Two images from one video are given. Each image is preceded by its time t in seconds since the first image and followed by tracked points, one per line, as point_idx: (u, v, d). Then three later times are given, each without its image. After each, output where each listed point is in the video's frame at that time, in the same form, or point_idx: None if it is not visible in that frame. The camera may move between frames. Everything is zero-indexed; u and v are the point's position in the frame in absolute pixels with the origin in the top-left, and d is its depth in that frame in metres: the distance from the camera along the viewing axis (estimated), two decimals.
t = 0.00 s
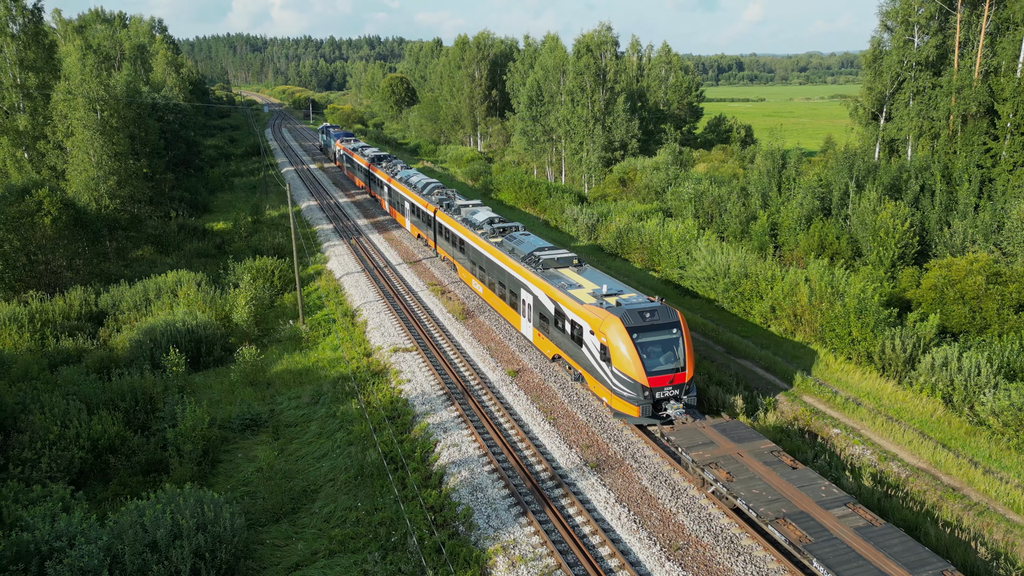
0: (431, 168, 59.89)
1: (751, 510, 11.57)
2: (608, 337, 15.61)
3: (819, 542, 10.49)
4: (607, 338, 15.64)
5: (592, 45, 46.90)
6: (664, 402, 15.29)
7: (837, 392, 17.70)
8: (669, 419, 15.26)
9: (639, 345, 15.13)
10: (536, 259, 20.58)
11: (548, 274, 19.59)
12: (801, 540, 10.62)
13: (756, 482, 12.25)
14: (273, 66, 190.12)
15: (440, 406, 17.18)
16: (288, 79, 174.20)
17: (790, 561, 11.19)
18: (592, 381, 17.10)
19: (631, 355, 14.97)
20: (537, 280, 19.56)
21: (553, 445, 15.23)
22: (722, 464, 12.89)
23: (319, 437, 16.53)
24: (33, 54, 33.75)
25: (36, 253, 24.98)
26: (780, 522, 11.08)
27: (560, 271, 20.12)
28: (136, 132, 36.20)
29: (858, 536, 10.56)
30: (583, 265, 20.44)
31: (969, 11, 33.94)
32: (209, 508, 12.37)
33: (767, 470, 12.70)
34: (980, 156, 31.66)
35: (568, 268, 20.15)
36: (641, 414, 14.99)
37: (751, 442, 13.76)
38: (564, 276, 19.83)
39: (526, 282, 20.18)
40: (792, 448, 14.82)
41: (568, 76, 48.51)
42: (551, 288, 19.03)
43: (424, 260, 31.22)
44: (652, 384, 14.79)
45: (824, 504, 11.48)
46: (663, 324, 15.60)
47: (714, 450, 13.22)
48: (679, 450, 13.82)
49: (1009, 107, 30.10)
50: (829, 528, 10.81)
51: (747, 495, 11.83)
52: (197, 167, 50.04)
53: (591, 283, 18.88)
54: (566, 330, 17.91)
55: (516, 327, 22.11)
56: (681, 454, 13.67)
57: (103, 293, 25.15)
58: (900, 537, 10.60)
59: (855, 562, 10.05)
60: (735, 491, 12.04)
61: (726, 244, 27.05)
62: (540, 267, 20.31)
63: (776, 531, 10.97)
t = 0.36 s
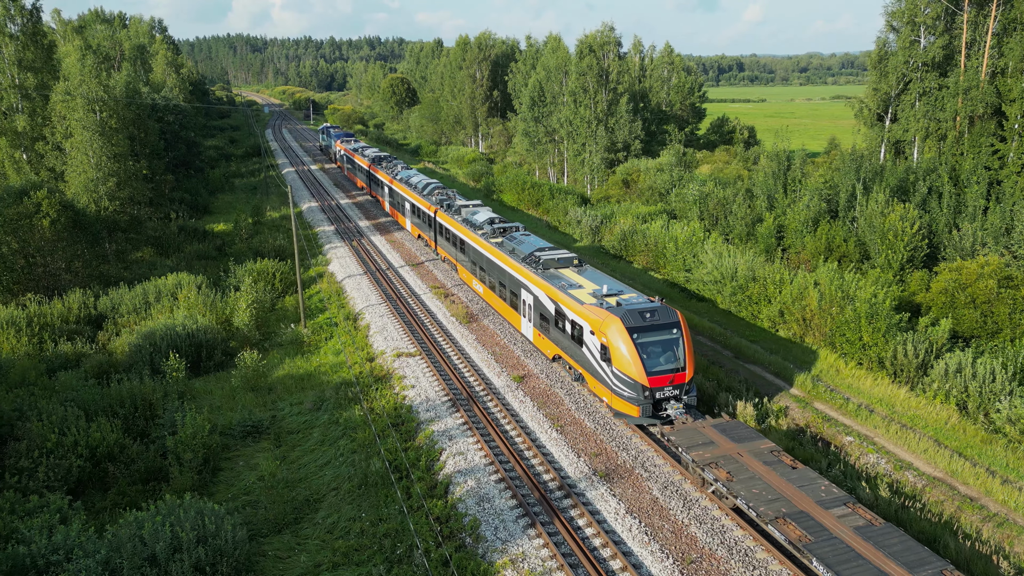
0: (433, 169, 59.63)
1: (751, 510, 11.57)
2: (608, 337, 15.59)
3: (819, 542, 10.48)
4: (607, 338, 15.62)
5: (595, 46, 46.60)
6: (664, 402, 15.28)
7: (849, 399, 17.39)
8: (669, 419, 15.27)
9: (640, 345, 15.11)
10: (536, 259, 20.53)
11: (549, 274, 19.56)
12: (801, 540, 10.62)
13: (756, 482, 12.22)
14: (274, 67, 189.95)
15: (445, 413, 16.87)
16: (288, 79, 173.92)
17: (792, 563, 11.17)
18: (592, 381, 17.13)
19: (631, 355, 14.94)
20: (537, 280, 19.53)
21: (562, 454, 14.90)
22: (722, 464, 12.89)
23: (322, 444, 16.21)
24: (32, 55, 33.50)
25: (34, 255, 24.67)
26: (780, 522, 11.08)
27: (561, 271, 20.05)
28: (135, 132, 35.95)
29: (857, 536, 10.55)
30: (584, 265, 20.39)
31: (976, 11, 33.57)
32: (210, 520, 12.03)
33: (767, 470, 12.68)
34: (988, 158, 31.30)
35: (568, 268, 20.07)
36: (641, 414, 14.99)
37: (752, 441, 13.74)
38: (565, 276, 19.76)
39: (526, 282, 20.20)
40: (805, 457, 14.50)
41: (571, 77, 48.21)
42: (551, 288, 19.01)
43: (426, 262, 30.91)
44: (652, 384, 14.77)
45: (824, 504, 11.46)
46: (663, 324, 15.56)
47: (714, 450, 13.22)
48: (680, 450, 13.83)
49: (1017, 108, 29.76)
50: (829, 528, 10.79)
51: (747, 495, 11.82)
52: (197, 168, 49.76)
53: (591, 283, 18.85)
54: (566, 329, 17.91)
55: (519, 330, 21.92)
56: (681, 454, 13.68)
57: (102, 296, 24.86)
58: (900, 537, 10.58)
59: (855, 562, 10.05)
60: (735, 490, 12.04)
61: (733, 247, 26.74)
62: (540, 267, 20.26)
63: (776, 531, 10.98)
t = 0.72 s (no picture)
0: (434, 170, 59.33)
1: (751, 510, 11.62)
2: (608, 337, 15.54)
3: (818, 541, 10.54)
4: (607, 338, 15.58)
5: (598, 45, 45.97)
6: (664, 402, 15.24)
7: (860, 405, 17.08)
8: (669, 419, 15.21)
9: (639, 344, 15.06)
10: (536, 259, 20.41)
11: (549, 274, 19.46)
12: (801, 540, 10.67)
13: (756, 482, 12.26)
14: (274, 67, 189.64)
15: (450, 420, 16.57)
16: (289, 79, 173.57)
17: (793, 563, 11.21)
18: (592, 382, 17.07)
19: (631, 355, 14.91)
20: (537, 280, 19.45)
21: (569, 463, 14.58)
22: (722, 464, 12.93)
23: (324, 451, 15.91)
24: (31, 55, 33.26)
25: (32, 257, 24.38)
26: (779, 522, 11.14)
27: (561, 271, 19.93)
28: (135, 133, 35.72)
29: (856, 535, 10.61)
30: (584, 265, 20.30)
31: (984, 11, 33.21)
32: (210, 533, 11.71)
33: (766, 469, 12.73)
34: (996, 159, 30.93)
35: (569, 268, 19.96)
36: (641, 414, 14.95)
37: (751, 441, 13.78)
38: (565, 276, 19.64)
39: (527, 282, 20.10)
40: (819, 466, 14.21)
41: (573, 77, 47.89)
42: (551, 288, 18.93)
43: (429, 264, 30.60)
44: (652, 384, 14.74)
45: (823, 503, 11.51)
46: (663, 324, 15.50)
47: (714, 450, 13.24)
48: (680, 451, 13.84)
49: None
50: (828, 527, 10.84)
51: (746, 494, 11.88)
52: (197, 169, 49.46)
53: (592, 283, 18.77)
54: (566, 329, 17.85)
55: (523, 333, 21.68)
56: (681, 454, 13.71)
57: (102, 299, 24.57)
58: (898, 535, 10.64)
59: (854, 561, 10.10)
60: (734, 490, 12.09)
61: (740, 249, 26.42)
62: (540, 267, 20.14)
63: (776, 530, 11.04)
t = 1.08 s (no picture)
0: (436, 170, 59.09)
1: (749, 509, 11.59)
2: (608, 336, 15.59)
3: (816, 539, 10.52)
4: (607, 338, 15.62)
5: (601, 46, 45.79)
6: (663, 401, 15.28)
7: (872, 411, 16.80)
8: (668, 418, 15.23)
9: (639, 344, 15.14)
10: (536, 259, 20.29)
11: (548, 274, 19.37)
12: (798, 538, 10.65)
13: (754, 480, 12.24)
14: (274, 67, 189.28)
15: (454, 426, 16.28)
16: (289, 79, 173.20)
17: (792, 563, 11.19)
18: (592, 382, 17.04)
19: (630, 354, 14.97)
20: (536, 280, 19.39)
21: (577, 472, 14.28)
22: (720, 462, 12.89)
23: (326, 459, 15.63)
24: (29, 55, 33.02)
25: (30, 260, 24.09)
26: (777, 520, 11.11)
27: (561, 271, 19.82)
28: (135, 134, 35.47)
29: (854, 534, 10.61)
30: (584, 265, 20.18)
31: (990, 11, 32.92)
32: (211, 546, 11.41)
33: (764, 468, 12.72)
34: (1004, 160, 30.64)
35: (568, 268, 19.86)
36: (641, 413, 14.99)
37: (749, 440, 13.78)
38: (565, 276, 19.55)
39: (527, 282, 19.95)
40: (831, 474, 13.93)
41: (576, 77, 47.64)
42: (551, 288, 18.87)
43: (431, 267, 30.28)
44: (651, 384, 14.79)
45: (821, 502, 11.51)
46: (662, 324, 15.61)
47: (712, 449, 13.21)
48: (678, 449, 13.83)
49: None
50: (826, 526, 10.84)
51: (745, 493, 11.85)
52: (197, 170, 49.19)
53: (591, 283, 18.73)
54: (566, 329, 17.83)
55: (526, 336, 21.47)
56: (681, 454, 13.65)
57: (101, 302, 24.29)
58: (895, 534, 10.65)
59: (852, 559, 10.09)
60: (732, 488, 12.05)
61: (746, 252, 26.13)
62: (540, 267, 20.02)
63: (773, 528, 11.00)
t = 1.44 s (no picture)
0: (437, 171, 58.83)
1: (747, 507, 11.69)
2: (606, 336, 15.42)
3: (813, 538, 10.64)
4: (606, 338, 15.45)
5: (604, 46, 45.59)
6: (661, 400, 15.13)
7: (883, 418, 16.51)
8: (667, 417, 15.09)
9: (637, 344, 14.99)
10: (535, 259, 20.03)
11: (547, 274, 19.13)
12: (796, 536, 10.75)
13: (752, 479, 12.34)
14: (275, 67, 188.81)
15: (458, 433, 16.00)
16: (290, 79, 172.73)
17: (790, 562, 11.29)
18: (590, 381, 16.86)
19: (628, 354, 14.83)
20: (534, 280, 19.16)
21: (584, 481, 13.98)
22: (718, 461, 12.99)
23: (328, 466, 15.33)
24: (28, 55, 32.74)
25: (29, 262, 23.81)
26: (775, 518, 11.21)
27: (560, 271, 19.57)
28: (134, 134, 35.20)
29: (851, 532, 10.72)
30: (583, 264, 19.94)
31: (997, 10, 32.56)
32: (211, 559, 11.09)
33: (762, 467, 12.83)
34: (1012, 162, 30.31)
35: (567, 268, 19.61)
36: (639, 412, 14.85)
37: (747, 439, 13.88)
38: (564, 276, 19.29)
39: (526, 282, 19.67)
40: (844, 484, 13.65)
41: (578, 78, 47.35)
42: (550, 288, 18.64)
43: (433, 269, 29.98)
44: (650, 383, 14.65)
45: (818, 500, 11.64)
46: (661, 324, 15.46)
47: (711, 448, 13.27)
48: (676, 448, 13.89)
49: None
50: (823, 524, 10.96)
51: (743, 492, 11.95)
52: (197, 170, 48.90)
53: (591, 283, 18.49)
54: (564, 329, 17.62)
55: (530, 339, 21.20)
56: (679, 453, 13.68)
57: (100, 305, 24.00)
58: (892, 532, 10.74)
59: (848, 557, 10.20)
60: (730, 487, 12.15)
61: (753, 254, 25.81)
62: (540, 267, 19.76)
63: (771, 526, 11.10)
